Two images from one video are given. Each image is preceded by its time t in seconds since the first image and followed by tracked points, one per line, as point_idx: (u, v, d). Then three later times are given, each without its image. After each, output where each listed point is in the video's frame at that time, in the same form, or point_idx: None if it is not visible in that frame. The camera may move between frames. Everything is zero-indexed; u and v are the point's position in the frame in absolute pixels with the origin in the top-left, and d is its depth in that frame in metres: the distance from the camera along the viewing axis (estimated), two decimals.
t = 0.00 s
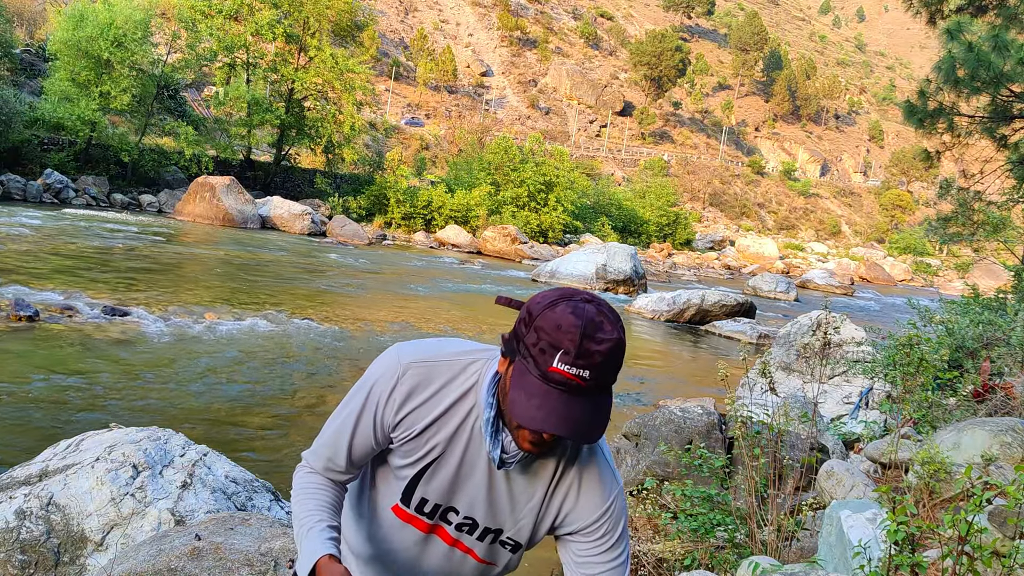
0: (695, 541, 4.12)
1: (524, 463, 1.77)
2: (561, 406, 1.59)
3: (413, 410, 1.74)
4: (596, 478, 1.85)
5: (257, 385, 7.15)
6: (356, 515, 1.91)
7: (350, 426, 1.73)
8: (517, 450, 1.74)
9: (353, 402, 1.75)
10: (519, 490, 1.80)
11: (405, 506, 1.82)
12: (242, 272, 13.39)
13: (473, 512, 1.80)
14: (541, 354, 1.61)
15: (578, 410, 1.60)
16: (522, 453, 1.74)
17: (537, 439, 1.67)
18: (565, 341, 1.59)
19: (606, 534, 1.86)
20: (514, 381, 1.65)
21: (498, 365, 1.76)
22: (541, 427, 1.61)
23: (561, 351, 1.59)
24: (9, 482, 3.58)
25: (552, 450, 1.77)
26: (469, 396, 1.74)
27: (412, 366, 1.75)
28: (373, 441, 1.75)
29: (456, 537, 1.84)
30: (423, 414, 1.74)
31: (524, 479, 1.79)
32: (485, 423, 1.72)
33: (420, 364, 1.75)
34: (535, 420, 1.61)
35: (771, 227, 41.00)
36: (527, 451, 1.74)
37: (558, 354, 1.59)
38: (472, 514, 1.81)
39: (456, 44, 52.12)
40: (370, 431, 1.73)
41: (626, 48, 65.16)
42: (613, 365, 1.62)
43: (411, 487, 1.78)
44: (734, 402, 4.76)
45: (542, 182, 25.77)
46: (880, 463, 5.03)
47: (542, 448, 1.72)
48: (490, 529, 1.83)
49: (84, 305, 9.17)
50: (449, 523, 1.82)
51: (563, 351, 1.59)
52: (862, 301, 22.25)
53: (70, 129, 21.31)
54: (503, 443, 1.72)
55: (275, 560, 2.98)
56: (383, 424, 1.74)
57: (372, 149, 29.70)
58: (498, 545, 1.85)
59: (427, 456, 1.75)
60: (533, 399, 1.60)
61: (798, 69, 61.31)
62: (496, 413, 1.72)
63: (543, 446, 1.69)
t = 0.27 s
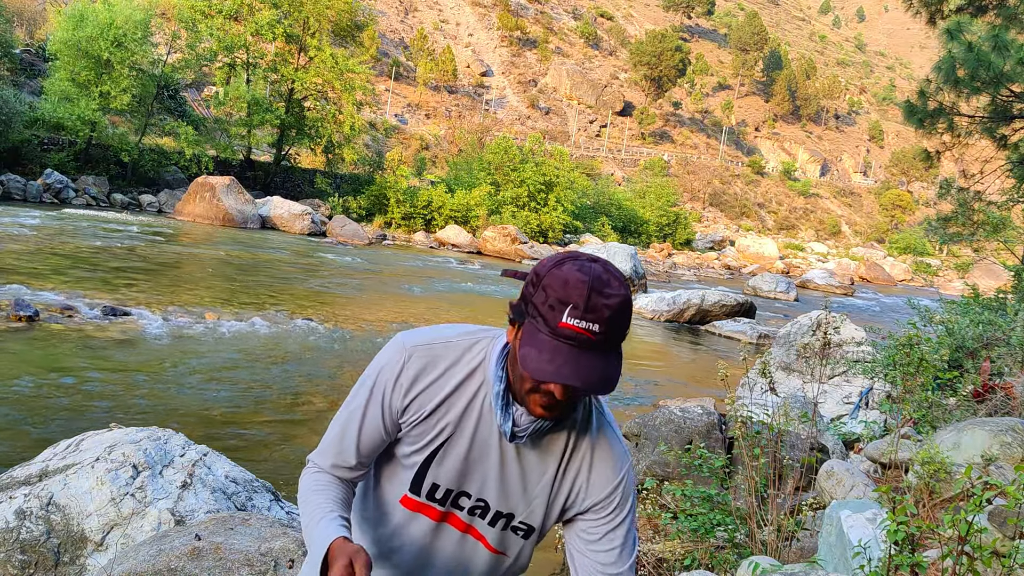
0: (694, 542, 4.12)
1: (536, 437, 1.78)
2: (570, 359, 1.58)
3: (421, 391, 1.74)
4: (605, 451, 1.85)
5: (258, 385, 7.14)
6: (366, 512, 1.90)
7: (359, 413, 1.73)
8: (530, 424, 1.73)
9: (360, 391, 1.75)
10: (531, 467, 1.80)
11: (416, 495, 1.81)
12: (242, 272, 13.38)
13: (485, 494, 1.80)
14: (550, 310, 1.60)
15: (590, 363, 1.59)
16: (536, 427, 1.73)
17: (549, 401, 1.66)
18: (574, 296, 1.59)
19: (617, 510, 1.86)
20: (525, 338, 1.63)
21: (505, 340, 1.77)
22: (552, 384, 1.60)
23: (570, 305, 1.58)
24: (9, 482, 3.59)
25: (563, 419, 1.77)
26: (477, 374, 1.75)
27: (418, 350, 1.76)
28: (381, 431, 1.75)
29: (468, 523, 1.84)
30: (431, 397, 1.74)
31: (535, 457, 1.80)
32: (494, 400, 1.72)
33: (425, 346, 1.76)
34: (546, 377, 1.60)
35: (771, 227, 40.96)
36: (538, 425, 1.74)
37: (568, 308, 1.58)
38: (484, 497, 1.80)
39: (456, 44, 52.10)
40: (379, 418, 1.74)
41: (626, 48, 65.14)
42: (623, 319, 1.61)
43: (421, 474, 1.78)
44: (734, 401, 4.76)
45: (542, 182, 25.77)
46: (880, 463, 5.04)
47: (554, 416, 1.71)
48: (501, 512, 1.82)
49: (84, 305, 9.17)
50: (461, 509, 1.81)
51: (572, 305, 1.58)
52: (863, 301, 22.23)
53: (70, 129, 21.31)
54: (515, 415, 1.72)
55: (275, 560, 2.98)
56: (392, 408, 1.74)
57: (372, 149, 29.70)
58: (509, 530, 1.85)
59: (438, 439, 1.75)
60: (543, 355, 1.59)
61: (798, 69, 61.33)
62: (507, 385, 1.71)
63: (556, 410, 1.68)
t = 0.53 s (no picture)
0: (694, 542, 4.13)
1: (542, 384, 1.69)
2: (553, 266, 1.56)
3: (415, 352, 1.66)
4: (606, 391, 1.77)
5: (258, 385, 7.14)
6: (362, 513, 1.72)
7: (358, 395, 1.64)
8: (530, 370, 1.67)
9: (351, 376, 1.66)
10: (539, 423, 1.68)
11: (420, 473, 1.65)
12: (242, 272, 13.38)
13: (492, 457, 1.66)
14: (531, 224, 1.61)
15: (573, 277, 1.57)
16: (540, 371, 1.67)
17: (541, 329, 1.61)
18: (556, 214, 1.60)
19: (619, 458, 1.78)
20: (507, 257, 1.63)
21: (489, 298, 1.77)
22: (540, 299, 1.59)
23: (552, 218, 1.59)
24: (9, 482, 3.58)
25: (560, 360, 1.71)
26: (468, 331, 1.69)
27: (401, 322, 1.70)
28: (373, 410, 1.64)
29: (479, 495, 1.67)
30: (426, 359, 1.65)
31: (542, 411, 1.69)
32: (487, 354, 1.66)
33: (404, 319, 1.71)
34: (535, 291, 1.59)
35: (771, 227, 40.93)
36: (539, 373, 1.67)
37: (550, 220, 1.59)
38: (493, 462, 1.66)
39: (456, 44, 52.10)
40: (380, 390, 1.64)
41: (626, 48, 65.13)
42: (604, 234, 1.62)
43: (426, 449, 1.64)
44: (735, 402, 4.76)
45: (542, 182, 25.75)
46: (880, 463, 5.03)
47: (554, 351, 1.67)
48: (513, 478, 1.66)
49: (84, 305, 9.17)
50: (469, 480, 1.65)
51: (554, 217, 1.59)
52: (862, 300, 22.22)
53: (70, 129, 21.31)
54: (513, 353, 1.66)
55: (275, 560, 2.99)
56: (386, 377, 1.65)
57: (372, 149, 29.72)
58: (521, 498, 1.68)
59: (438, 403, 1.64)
60: (527, 264, 1.57)
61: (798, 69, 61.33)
62: (498, 327, 1.68)
63: (550, 345, 1.63)
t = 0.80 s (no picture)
0: (695, 542, 4.13)
1: (501, 376, 1.61)
2: (503, 227, 1.52)
3: (362, 355, 1.54)
4: (564, 375, 1.71)
5: (258, 385, 7.14)
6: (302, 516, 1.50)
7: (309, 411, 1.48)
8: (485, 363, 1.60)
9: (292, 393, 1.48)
10: (502, 417, 1.60)
11: (379, 489, 1.53)
12: (241, 272, 13.36)
13: (456, 461, 1.56)
14: (468, 196, 1.57)
15: (522, 241, 1.54)
16: (498, 361, 1.60)
17: (492, 305, 1.55)
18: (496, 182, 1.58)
19: (580, 447, 1.72)
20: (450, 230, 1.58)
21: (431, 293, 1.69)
22: (489, 272, 1.55)
23: (492, 185, 1.56)
24: (9, 482, 3.58)
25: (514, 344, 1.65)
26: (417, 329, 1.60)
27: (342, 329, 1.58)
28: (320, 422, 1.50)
29: (445, 503, 1.57)
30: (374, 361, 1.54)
31: (503, 405, 1.61)
32: (438, 350, 1.57)
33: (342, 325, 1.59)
34: (484, 264, 1.55)
35: (771, 227, 40.92)
36: (497, 364, 1.59)
37: (491, 187, 1.56)
38: (455, 465, 1.56)
39: (456, 44, 52.11)
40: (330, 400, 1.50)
41: (626, 48, 65.12)
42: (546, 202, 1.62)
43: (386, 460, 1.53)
44: (735, 402, 4.76)
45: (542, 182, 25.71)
46: (880, 463, 5.04)
47: (508, 335, 1.62)
48: (480, 481, 1.58)
49: (84, 305, 9.16)
50: (435, 489, 1.55)
51: (495, 184, 1.57)
52: (862, 300, 22.23)
53: (70, 129, 21.30)
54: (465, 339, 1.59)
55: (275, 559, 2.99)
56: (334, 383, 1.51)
57: (372, 149, 29.72)
58: (490, 502, 1.60)
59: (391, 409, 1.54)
60: (471, 231, 1.53)
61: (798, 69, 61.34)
62: (446, 316, 1.60)
63: (505, 324, 1.57)
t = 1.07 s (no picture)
0: (695, 541, 4.12)
1: (382, 400, 1.52)
2: (386, 208, 1.43)
3: (211, 378, 1.42)
4: (461, 400, 1.62)
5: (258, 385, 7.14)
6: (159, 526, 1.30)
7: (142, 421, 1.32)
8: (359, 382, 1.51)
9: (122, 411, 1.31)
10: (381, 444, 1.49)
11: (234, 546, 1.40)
12: (241, 273, 13.35)
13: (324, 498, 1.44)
14: (338, 179, 1.46)
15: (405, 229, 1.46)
16: (377, 380, 1.51)
17: (374, 304, 1.47)
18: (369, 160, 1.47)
19: (481, 476, 1.60)
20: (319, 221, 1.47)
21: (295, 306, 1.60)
22: (368, 266, 1.47)
23: (365, 163, 1.46)
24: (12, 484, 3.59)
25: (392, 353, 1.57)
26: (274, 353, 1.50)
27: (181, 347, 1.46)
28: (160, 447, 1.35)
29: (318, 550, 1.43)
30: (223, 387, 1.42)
31: (385, 425, 1.50)
32: (301, 372, 1.47)
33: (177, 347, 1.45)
34: (362, 256, 1.47)
35: (771, 227, 40.93)
36: (374, 383, 1.50)
37: (364, 165, 1.46)
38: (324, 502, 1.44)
39: (456, 44, 52.09)
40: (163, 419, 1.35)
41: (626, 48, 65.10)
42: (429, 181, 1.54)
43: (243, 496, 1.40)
44: (734, 402, 4.76)
45: (542, 182, 25.67)
46: (880, 463, 5.04)
47: (384, 347, 1.54)
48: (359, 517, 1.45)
49: (84, 305, 9.15)
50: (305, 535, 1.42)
51: (368, 163, 1.47)
52: (862, 300, 22.23)
53: (70, 129, 21.29)
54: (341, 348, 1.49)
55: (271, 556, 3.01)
56: (172, 400, 1.37)
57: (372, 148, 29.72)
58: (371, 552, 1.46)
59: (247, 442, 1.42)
60: (343, 215, 1.43)
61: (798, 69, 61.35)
62: (317, 324, 1.51)
63: (388, 326, 1.49)
